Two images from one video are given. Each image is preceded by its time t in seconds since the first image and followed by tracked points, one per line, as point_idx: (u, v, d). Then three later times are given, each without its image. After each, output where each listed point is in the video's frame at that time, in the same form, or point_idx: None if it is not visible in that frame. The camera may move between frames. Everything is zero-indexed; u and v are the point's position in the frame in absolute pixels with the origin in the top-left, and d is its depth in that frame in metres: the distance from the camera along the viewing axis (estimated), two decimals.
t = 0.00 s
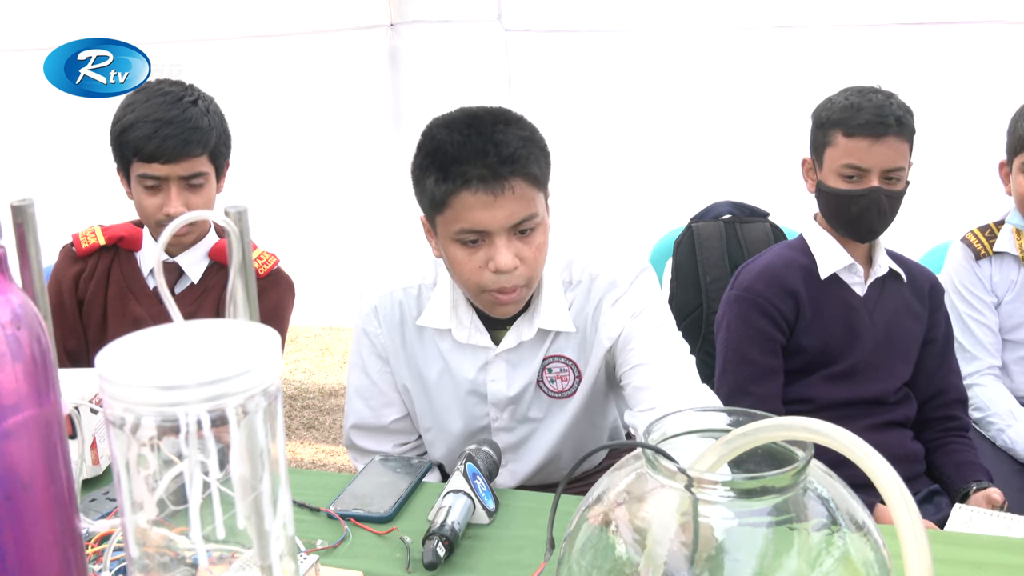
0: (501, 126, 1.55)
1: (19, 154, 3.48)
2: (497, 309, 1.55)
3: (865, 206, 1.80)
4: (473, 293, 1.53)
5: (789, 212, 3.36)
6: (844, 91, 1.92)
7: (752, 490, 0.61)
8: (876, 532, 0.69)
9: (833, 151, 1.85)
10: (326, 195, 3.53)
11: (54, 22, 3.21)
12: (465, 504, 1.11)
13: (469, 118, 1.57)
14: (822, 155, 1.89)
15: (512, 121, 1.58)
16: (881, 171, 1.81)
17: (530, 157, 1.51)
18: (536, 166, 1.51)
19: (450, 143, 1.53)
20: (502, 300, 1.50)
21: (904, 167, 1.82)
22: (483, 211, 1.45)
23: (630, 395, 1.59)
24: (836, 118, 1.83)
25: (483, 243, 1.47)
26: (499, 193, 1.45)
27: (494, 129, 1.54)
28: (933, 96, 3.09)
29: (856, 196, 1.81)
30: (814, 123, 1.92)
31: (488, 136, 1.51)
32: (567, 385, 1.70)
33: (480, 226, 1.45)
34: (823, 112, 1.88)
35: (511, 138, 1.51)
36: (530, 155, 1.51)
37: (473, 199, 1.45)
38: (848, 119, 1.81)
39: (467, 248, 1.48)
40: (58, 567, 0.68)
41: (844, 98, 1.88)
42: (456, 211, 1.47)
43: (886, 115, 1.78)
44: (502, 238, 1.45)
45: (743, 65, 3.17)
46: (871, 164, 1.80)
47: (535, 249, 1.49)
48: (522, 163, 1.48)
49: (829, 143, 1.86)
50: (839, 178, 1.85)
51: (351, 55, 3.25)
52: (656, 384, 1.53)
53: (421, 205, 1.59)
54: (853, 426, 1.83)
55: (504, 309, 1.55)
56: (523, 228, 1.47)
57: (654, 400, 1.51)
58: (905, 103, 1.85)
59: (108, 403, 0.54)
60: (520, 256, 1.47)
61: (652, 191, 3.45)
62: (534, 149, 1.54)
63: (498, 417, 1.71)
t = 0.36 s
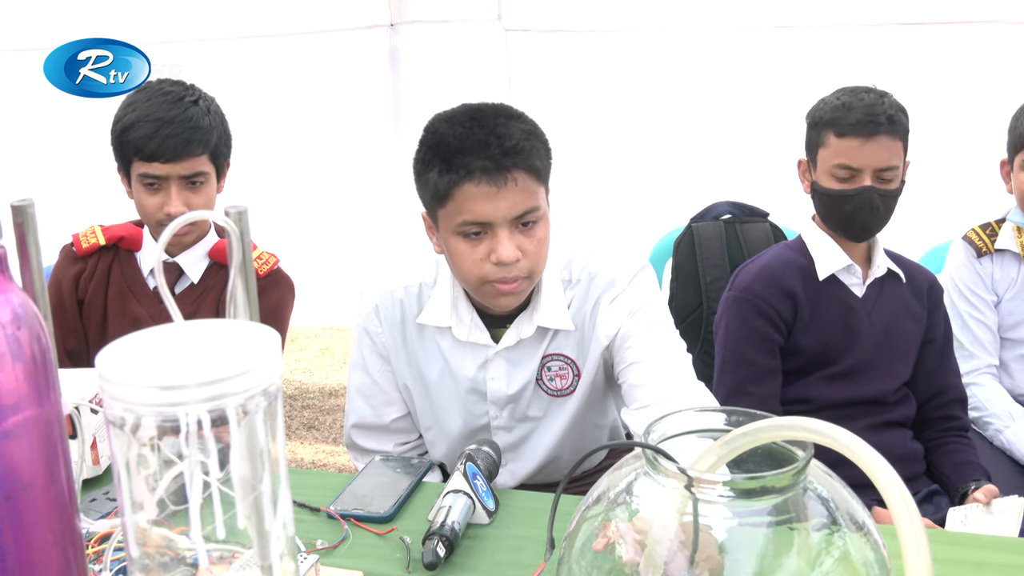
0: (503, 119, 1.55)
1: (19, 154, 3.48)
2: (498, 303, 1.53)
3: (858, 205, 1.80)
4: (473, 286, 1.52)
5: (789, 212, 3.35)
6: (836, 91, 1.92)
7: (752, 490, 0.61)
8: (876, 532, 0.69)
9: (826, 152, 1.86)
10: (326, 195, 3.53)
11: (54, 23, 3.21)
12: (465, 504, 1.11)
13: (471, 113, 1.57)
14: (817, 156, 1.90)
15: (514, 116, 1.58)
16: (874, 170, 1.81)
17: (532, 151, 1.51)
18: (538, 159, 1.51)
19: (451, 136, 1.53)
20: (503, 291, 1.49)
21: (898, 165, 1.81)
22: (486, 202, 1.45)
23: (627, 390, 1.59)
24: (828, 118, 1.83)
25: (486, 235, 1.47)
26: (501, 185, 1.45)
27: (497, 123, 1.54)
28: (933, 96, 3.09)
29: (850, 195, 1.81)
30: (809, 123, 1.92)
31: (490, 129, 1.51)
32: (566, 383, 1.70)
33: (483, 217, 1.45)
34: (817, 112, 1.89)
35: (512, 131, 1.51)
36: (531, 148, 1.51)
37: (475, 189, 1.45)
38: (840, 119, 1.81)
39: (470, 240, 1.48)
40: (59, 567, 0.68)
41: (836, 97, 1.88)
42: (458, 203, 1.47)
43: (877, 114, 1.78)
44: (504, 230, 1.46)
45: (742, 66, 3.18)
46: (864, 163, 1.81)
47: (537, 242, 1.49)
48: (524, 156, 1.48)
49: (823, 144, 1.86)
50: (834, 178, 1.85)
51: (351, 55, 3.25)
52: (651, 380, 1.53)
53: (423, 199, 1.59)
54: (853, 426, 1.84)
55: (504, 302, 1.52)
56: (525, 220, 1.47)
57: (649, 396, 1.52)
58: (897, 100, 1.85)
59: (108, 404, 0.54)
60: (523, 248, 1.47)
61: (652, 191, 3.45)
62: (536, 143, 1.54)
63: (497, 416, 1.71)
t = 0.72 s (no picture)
0: (501, 118, 1.55)
1: (19, 154, 3.48)
2: (494, 302, 1.53)
3: (872, 226, 1.80)
4: (470, 285, 1.53)
5: (789, 212, 3.35)
6: (843, 102, 1.89)
7: (752, 490, 0.61)
8: (876, 532, 0.69)
9: (838, 170, 1.84)
10: (326, 195, 3.52)
11: (54, 22, 3.21)
12: (465, 504, 1.11)
13: (470, 112, 1.57)
14: (825, 173, 1.88)
15: (512, 114, 1.58)
16: (889, 190, 1.81)
17: (529, 149, 1.50)
18: (535, 158, 1.51)
19: (449, 134, 1.52)
20: (499, 291, 1.50)
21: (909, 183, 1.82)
22: (482, 200, 1.45)
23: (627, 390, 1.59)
24: (841, 138, 1.81)
25: (483, 232, 1.48)
26: (497, 183, 1.45)
27: (494, 121, 1.54)
28: (933, 96, 3.09)
29: (863, 215, 1.81)
30: (814, 137, 1.90)
31: (488, 128, 1.51)
32: (566, 384, 1.70)
33: (479, 215, 1.45)
34: (825, 128, 1.86)
35: (509, 130, 1.51)
36: (529, 146, 1.51)
37: (472, 187, 1.45)
38: (854, 140, 1.79)
39: (466, 238, 1.49)
40: (59, 567, 0.68)
41: (843, 112, 1.86)
42: (455, 201, 1.47)
43: (892, 135, 1.77)
44: (500, 228, 1.46)
45: (742, 66, 3.18)
46: (879, 184, 1.80)
47: (534, 241, 1.49)
48: (521, 154, 1.48)
49: (833, 162, 1.85)
50: (846, 198, 1.84)
51: (351, 55, 3.25)
52: (651, 380, 1.53)
53: (421, 198, 1.59)
54: (853, 426, 1.84)
55: (500, 301, 1.52)
56: (521, 219, 1.47)
57: (649, 397, 1.51)
58: (906, 115, 1.83)
59: (108, 403, 0.54)
60: (518, 246, 1.46)
61: (652, 191, 3.45)
62: (534, 142, 1.53)
63: (496, 416, 1.71)
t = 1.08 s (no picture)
0: (533, 113, 1.55)
1: (19, 154, 3.48)
2: (493, 293, 1.55)
3: (852, 233, 1.78)
4: (469, 270, 1.54)
5: (789, 212, 3.35)
6: (844, 108, 1.87)
7: (752, 490, 0.61)
8: (876, 532, 0.69)
9: (823, 176, 1.82)
10: (326, 195, 3.52)
11: (54, 22, 3.21)
12: (465, 504, 1.11)
13: (505, 100, 1.57)
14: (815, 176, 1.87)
15: (546, 112, 1.57)
16: (870, 200, 1.78)
17: (552, 149, 1.50)
18: (556, 159, 1.51)
19: (477, 119, 1.53)
20: (496, 281, 1.51)
21: (895, 197, 1.78)
22: (497, 189, 1.45)
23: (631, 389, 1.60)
24: (829, 143, 1.80)
25: (491, 221, 1.48)
26: (515, 175, 1.45)
27: (525, 115, 1.53)
28: (933, 97, 3.09)
29: (845, 223, 1.79)
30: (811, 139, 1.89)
31: (516, 120, 1.51)
32: (568, 382, 1.70)
33: (491, 203, 1.45)
34: (820, 131, 1.85)
35: (538, 126, 1.51)
36: (553, 145, 1.51)
37: (488, 173, 1.45)
38: (839, 146, 1.77)
39: (474, 223, 1.49)
40: (59, 568, 0.68)
41: (840, 116, 1.84)
42: (470, 184, 1.47)
43: (876, 145, 1.74)
44: (508, 220, 1.46)
45: (743, 66, 3.18)
46: (860, 194, 1.77)
47: (541, 240, 1.49)
48: (543, 152, 1.48)
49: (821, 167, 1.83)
50: (828, 203, 1.82)
51: (351, 55, 3.26)
52: (659, 384, 1.53)
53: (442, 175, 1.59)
54: (853, 426, 1.84)
55: (497, 293, 1.54)
56: (532, 217, 1.47)
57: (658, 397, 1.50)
58: (905, 127, 1.80)
59: (107, 404, 0.54)
60: (523, 241, 1.46)
61: (652, 191, 3.45)
62: (560, 142, 1.53)
63: (498, 413, 1.70)
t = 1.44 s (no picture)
0: (571, 125, 1.55)
1: (19, 154, 3.48)
2: (510, 299, 1.55)
3: (881, 250, 1.75)
4: (490, 275, 1.54)
5: (789, 212, 3.35)
6: (855, 118, 1.77)
7: (752, 490, 0.61)
8: (876, 532, 0.69)
9: (849, 190, 1.75)
10: (326, 194, 3.52)
11: (54, 22, 3.21)
12: (465, 504, 1.11)
13: (543, 109, 1.57)
14: (835, 188, 1.79)
15: (582, 125, 1.58)
16: (901, 211, 1.73)
17: (588, 164, 1.51)
18: (591, 174, 1.51)
19: (517, 125, 1.53)
20: (517, 289, 1.51)
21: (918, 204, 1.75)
22: (530, 199, 1.45)
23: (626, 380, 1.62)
24: (855, 157, 1.71)
25: (518, 229, 1.47)
26: (549, 186, 1.44)
27: (564, 126, 1.54)
28: (933, 97, 3.09)
29: (875, 236, 1.75)
30: (823, 151, 1.79)
31: (557, 132, 1.51)
32: (574, 383, 1.70)
33: (521, 212, 1.45)
34: (836, 145, 1.75)
35: (577, 139, 1.52)
36: (589, 160, 1.51)
37: (523, 182, 1.45)
38: (868, 161, 1.69)
39: (500, 230, 1.49)
40: (59, 567, 0.68)
41: (855, 129, 1.74)
42: (503, 191, 1.47)
43: (907, 156, 1.67)
44: (536, 231, 1.46)
45: (742, 66, 3.18)
46: (890, 206, 1.72)
47: (565, 253, 1.48)
48: (580, 166, 1.48)
49: (845, 179, 1.75)
50: (855, 217, 1.77)
51: (351, 55, 3.27)
52: (648, 376, 1.53)
53: (470, 176, 1.57)
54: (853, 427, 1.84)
55: (515, 299, 1.53)
56: (559, 229, 1.47)
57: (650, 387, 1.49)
58: (919, 132, 1.73)
59: (107, 403, 0.54)
60: (548, 253, 1.46)
61: (652, 191, 3.44)
62: (595, 158, 1.54)
63: (509, 416, 1.71)
